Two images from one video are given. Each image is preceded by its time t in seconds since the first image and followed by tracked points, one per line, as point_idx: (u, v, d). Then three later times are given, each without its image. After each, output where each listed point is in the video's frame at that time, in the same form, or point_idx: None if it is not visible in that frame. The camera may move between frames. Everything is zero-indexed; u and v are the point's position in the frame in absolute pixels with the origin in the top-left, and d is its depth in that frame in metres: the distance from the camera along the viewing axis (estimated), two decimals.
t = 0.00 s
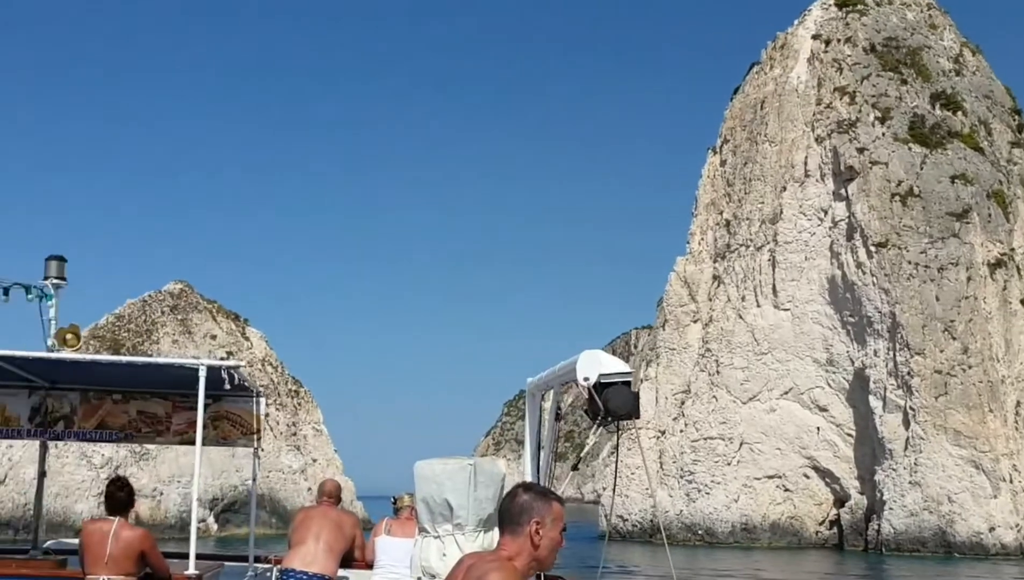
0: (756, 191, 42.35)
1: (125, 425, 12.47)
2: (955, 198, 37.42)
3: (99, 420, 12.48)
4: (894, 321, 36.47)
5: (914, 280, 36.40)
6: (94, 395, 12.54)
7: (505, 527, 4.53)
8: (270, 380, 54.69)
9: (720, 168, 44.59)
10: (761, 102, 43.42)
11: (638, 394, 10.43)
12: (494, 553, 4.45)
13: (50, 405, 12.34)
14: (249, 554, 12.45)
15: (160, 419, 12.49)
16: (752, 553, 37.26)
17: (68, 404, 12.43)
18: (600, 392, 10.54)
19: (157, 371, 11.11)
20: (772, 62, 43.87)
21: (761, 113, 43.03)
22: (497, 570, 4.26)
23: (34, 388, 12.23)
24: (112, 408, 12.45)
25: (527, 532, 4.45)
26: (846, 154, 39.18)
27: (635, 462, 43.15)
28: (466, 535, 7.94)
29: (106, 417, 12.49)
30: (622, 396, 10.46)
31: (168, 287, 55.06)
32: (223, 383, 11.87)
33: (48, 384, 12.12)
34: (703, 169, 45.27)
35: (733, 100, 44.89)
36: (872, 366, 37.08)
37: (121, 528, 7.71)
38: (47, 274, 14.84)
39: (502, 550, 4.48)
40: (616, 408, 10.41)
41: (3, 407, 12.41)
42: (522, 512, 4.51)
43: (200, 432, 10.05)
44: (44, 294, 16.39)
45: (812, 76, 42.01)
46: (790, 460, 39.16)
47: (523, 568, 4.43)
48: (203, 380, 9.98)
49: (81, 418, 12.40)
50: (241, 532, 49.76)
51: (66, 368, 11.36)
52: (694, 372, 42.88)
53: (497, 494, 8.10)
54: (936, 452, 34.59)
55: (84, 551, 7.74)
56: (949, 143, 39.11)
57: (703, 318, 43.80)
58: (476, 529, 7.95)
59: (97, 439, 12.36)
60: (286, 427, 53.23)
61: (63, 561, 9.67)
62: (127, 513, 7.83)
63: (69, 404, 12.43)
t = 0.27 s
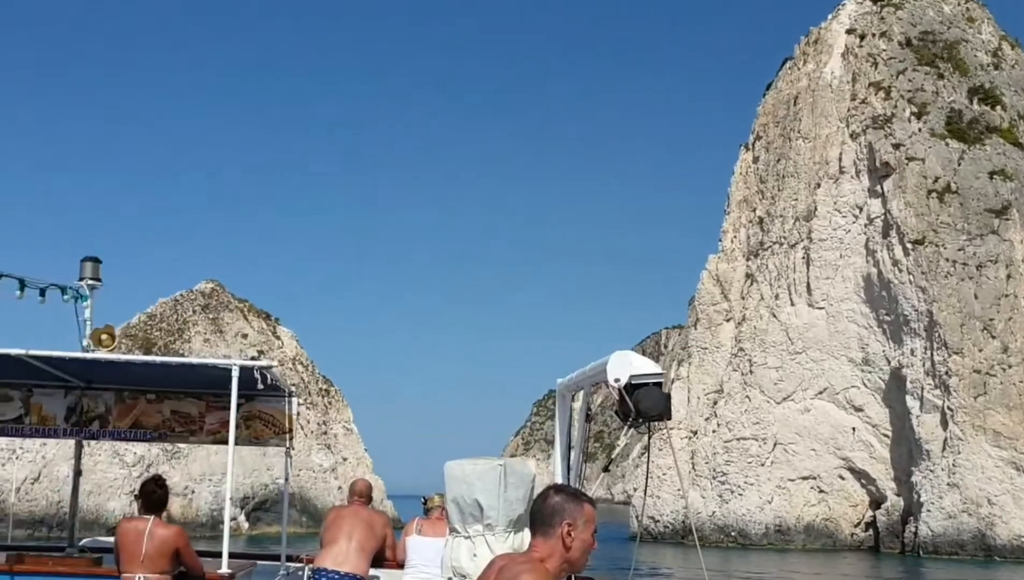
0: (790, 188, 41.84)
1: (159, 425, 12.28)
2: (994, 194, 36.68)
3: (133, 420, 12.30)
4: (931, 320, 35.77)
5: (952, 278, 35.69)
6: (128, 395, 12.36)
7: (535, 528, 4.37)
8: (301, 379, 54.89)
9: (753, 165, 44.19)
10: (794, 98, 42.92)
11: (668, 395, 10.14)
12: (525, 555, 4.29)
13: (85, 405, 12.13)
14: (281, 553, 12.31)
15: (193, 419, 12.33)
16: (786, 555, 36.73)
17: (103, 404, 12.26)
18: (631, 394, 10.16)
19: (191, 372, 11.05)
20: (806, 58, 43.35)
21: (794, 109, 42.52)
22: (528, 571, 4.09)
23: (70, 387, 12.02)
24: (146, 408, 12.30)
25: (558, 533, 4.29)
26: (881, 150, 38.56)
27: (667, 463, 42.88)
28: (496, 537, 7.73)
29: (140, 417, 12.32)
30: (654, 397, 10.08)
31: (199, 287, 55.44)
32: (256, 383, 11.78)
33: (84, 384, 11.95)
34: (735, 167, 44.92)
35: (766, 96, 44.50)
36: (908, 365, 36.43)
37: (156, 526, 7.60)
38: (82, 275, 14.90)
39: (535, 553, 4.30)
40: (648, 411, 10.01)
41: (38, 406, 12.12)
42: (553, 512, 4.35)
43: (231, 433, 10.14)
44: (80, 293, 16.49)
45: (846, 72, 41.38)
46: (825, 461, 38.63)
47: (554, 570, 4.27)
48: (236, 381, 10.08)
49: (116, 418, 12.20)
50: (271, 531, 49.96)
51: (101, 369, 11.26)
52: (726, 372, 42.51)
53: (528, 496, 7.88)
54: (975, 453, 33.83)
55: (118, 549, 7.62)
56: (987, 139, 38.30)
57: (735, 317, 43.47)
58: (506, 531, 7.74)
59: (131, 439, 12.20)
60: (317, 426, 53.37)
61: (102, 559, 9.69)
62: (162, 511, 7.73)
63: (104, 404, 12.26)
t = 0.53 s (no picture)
0: (805, 176, 41.47)
1: (173, 417, 12.00)
2: (1013, 181, 36.15)
3: (148, 411, 12.01)
4: (948, 309, 35.23)
5: (970, 267, 35.22)
6: (142, 386, 12.06)
7: (548, 520, 4.22)
8: (313, 369, 54.87)
9: (767, 153, 43.92)
10: (809, 86, 42.55)
11: (682, 385, 9.88)
12: (537, 547, 4.13)
13: (99, 396, 11.82)
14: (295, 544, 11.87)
15: (207, 410, 12.04)
16: (801, 547, 36.45)
17: (117, 395, 11.90)
18: (643, 386, 9.88)
19: (203, 363, 10.74)
20: (821, 45, 42.91)
21: (809, 97, 42.22)
22: (541, 564, 3.94)
23: (84, 378, 11.68)
24: (160, 400, 11.96)
25: (571, 524, 4.12)
26: (898, 138, 38.09)
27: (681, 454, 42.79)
28: (510, 528, 7.52)
29: (154, 408, 12.01)
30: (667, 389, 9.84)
31: (211, 278, 55.44)
32: (270, 374, 11.53)
33: (98, 375, 11.65)
34: (750, 156, 44.71)
35: (781, 84, 44.22)
36: (925, 355, 36.06)
37: (170, 517, 7.42)
38: (95, 266, 14.74)
39: (548, 543, 4.14)
40: (660, 404, 9.72)
41: (53, 397, 11.82)
42: (566, 504, 4.18)
43: (247, 425, 9.78)
44: (94, 286, 16.43)
45: (862, 58, 40.83)
46: (840, 452, 38.42)
47: (567, 563, 4.11)
48: (251, 372, 9.74)
49: (130, 409, 11.94)
50: (284, 522, 50.05)
51: (114, 361, 10.92)
52: (741, 362, 42.33)
53: (541, 485, 7.64)
54: (993, 444, 33.40)
55: (132, 540, 7.45)
56: (1005, 125, 37.72)
57: (749, 307, 43.16)
58: (519, 522, 7.51)
59: (146, 431, 11.91)
60: (330, 417, 53.36)
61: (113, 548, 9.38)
62: (175, 501, 7.53)
63: (118, 395, 11.90)
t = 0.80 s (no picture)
0: (812, 170, 41.19)
1: (180, 414, 11.43)
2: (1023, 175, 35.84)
3: (155, 408, 11.48)
4: (957, 304, 34.96)
5: (979, 261, 34.90)
6: (149, 383, 11.54)
7: (554, 518, 4.01)
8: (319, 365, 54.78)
9: (774, 147, 43.68)
10: (817, 79, 42.29)
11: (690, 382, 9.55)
12: (543, 545, 3.94)
13: (106, 393, 11.30)
14: (302, 540, 11.70)
15: (213, 407, 11.43)
16: (809, 543, 36.23)
17: (124, 392, 11.40)
18: (650, 384, 9.65)
19: (209, 362, 10.43)
20: (828, 37, 42.62)
21: (817, 90, 41.98)
22: (549, 562, 3.73)
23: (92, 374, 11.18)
24: (166, 397, 11.43)
25: (577, 522, 3.91)
26: (906, 131, 37.78)
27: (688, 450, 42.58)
28: (517, 525, 7.34)
29: (161, 405, 11.48)
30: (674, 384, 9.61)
31: (216, 274, 55.30)
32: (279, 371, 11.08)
33: (104, 372, 11.16)
34: (757, 150, 44.52)
35: (788, 77, 43.94)
36: (935, 350, 35.62)
37: (177, 513, 7.23)
38: (101, 264, 14.53)
39: (555, 543, 3.91)
40: (668, 402, 9.44)
41: (59, 394, 11.32)
42: (571, 502, 3.97)
43: (252, 420, 9.55)
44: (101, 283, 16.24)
45: (870, 51, 40.51)
46: (848, 448, 38.17)
47: (574, 562, 3.88)
48: (256, 370, 9.44)
49: (136, 406, 11.43)
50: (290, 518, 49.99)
51: (118, 357, 10.49)
52: (748, 357, 42.13)
53: (548, 484, 7.49)
54: (1003, 440, 33.12)
55: (139, 537, 7.27)
56: (1015, 118, 37.35)
57: (757, 302, 42.91)
58: (526, 519, 7.33)
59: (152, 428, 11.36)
60: (335, 413, 53.13)
61: (121, 544, 8.98)
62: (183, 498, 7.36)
63: (124, 392, 11.40)
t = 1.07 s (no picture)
0: (815, 162, 40.93)
1: (184, 406, 11.54)
2: None
3: (157, 400, 11.51)
4: (961, 296, 34.70)
5: (984, 253, 34.62)
6: (151, 375, 11.56)
7: (555, 512, 3.92)
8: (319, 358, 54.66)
9: (777, 139, 43.39)
10: (820, 69, 42.01)
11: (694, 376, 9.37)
12: (546, 540, 3.82)
13: (109, 386, 11.28)
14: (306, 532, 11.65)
15: (216, 400, 11.54)
16: (810, 536, 36.07)
17: (126, 384, 11.38)
18: (653, 376, 9.43)
19: (211, 354, 10.24)
20: (832, 28, 42.31)
21: (821, 81, 41.70)
22: (552, 557, 3.63)
23: (94, 368, 11.14)
24: (169, 389, 11.47)
25: (581, 517, 3.81)
26: (911, 122, 37.54)
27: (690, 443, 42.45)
28: (519, 518, 7.12)
29: (164, 398, 11.52)
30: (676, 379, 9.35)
31: (216, 266, 55.14)
32: (280, 364, 11.05)
33: (107, 365, 11.10)
34: (759, 141, 44.27)
35: (792, 68, 43.65)
36: (938, 343, 35.48)
37: (180, 507, 7.01)
38: (103, 256, 14.39)
39: (556, 537, 3.82)
40: (670, 395, 9.28)
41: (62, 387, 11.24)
42: (575, 497, 3.87)
43: (257, 414, 9.34)
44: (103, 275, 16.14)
45: (874, 41, 40.26)
46: (851, 441, 38.00)
47: (577, 556, 3.80)
48: (260, 363, 9.19)
49: (139, 399, 11.43)
50: (290, 510, 49.92)
51: (121, 352, 10.43)
52: (751, 350, 41.94)
53: (552, 476, 7.26)
54: (1007, 433, 32.89)
55: (141, 529, 7.07)
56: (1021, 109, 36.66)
57: (760, 294, 42.71)
58: (529, 511, 7.10)
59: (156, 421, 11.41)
60: (336, 405, 53.08)
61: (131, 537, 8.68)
62: (186, 490, 7.14)
63: (127, 385, 11.39)
